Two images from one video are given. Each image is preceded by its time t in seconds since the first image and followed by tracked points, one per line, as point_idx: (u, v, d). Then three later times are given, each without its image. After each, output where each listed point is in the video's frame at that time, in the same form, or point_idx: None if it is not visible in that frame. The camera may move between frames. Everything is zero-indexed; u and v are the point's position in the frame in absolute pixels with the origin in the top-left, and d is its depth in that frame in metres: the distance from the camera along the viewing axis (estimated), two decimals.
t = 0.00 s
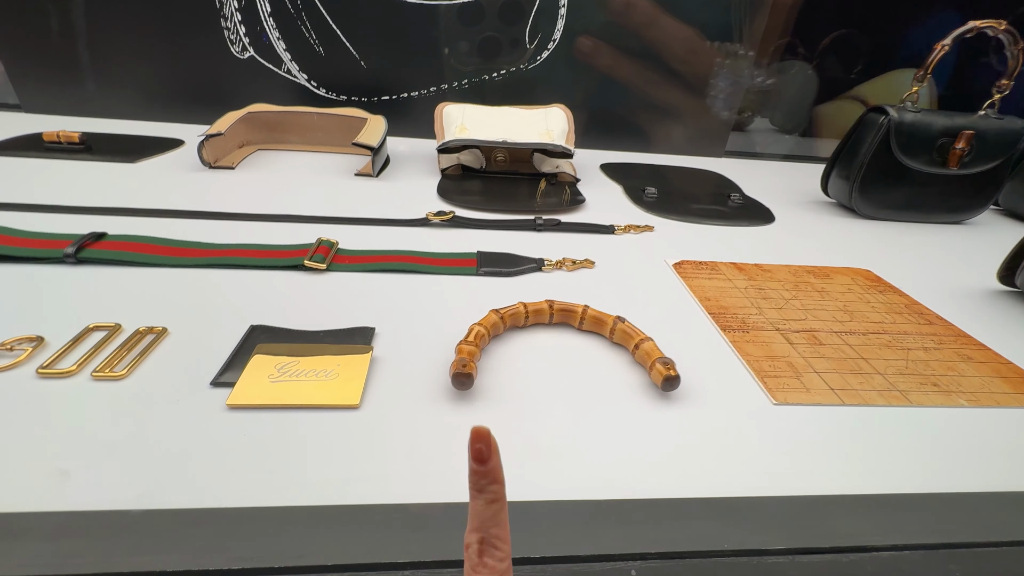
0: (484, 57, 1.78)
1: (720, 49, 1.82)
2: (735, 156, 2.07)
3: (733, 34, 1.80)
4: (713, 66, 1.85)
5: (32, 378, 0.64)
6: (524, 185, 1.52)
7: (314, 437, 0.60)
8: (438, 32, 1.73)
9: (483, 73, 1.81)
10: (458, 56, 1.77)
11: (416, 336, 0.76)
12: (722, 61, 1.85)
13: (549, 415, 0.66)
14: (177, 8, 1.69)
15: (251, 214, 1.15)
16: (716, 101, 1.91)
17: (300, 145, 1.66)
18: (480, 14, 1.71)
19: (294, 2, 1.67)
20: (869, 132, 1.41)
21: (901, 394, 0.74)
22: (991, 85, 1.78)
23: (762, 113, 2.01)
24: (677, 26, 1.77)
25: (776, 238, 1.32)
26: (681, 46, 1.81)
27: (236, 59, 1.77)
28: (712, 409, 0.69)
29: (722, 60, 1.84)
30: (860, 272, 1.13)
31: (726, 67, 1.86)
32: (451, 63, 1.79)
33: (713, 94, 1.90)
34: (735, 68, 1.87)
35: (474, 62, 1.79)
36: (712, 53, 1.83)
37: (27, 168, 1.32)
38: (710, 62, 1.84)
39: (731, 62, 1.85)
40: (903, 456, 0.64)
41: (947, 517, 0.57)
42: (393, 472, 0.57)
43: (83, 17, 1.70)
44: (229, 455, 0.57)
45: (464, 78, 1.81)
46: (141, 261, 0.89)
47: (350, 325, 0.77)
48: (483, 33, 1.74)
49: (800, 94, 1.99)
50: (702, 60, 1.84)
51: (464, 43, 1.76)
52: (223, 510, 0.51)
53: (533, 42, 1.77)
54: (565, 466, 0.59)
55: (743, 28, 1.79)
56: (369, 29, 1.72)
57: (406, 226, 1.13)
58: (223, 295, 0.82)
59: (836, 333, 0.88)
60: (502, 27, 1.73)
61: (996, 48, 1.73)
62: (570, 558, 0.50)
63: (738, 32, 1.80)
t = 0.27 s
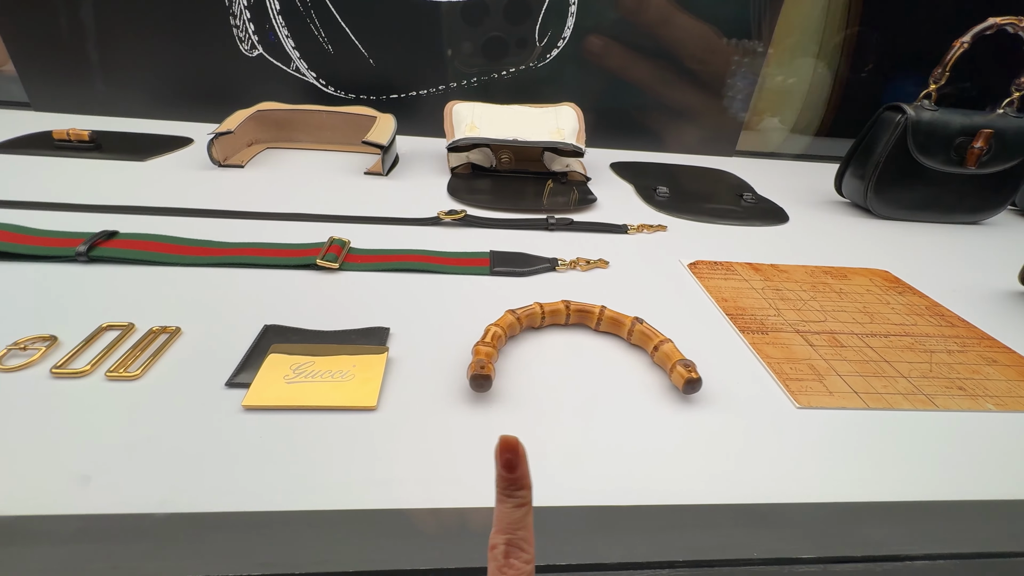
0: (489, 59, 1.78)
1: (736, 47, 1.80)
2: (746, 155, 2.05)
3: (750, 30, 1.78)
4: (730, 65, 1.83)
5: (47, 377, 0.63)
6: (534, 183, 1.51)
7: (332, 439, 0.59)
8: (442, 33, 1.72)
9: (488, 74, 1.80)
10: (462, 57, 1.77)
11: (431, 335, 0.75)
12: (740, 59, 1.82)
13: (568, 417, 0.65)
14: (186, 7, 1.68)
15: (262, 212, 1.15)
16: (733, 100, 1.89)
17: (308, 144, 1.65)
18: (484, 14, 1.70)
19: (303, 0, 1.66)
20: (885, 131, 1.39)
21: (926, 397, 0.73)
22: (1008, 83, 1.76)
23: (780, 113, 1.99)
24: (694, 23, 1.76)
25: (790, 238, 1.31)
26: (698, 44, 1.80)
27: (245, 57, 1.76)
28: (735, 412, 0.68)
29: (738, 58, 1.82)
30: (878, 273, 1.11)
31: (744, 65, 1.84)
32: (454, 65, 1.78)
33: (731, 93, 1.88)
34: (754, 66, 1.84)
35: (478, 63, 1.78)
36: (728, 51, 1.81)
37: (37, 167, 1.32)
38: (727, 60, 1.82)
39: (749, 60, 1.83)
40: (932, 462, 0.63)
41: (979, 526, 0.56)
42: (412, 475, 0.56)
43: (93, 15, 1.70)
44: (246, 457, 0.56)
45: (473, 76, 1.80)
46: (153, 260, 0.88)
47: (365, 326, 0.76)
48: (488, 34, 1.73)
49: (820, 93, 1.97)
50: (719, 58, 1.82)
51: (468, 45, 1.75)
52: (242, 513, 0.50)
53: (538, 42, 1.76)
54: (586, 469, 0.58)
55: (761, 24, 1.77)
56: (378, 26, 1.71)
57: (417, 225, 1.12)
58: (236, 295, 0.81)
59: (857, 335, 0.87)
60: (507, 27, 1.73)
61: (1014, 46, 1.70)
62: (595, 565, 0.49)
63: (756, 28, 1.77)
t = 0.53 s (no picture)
0: (496, 62, 1.77)
1: (749, 48, 1.80)
2: (758, 157, 2.03)
3: (764, 32, 1.77)
4: (744, 66, 1.83)
5: (73, 381, 0.64)
6: (547, 185, 1.50)
7: (356, 444, 0.59)
8: (448, 36, 1.73)
9: (494, 77, 1.80)
10: (467, 60, 1.77)
11: (453, 339, 0.76)
12: (753, 61, 1.82)
13: (590, 422, 0.65)
14: (201, 10, 1.69)
15: (278, 215, 1.15)
16: (746, 102, 1.89)
17: (321, 146, 1.66)
18: (490, 17, 1.70)
19: (316, 3, 1.67)
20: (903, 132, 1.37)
21: (953, 404, 0.72)
22: None
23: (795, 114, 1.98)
24: (706, 24, 1.75)
25: (807, 240, 1.29)
26: (709, 46, 1.79)
27: (258, 60, 1.77)
28: (759, 418, 0.67)
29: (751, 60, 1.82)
30: (898, 276, 1.10)
31: (758, 67, 1.84)
32: (459, 67, 1.78)
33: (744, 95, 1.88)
34: (767, 68, 1.85)
35: (484, 65, 1.78)
36: (742, 52, 1.80)
37: (56, 169, 1.33)
38: (740, 61, 1.81)
39: (762, 62, 1.83)
40: (962, 471, 0.62)
41: (1012, 537, 0.55)
42: (437, 480, 0.56)
43: (108, 19, 1.71)
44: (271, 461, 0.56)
45: (485, 78, 1.80)
46: (171, 263, 0.88)
47: (385, 329, 0.76)
48: (494, 35, 1.73)
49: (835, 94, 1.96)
50: (732, 60, 1.81)
51: (473, 47, 1.75)
52: (269, 518, 0.50)
53: (545, 44, 1.76)
54: (611, 475, 0.58)
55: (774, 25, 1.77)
56: (391, 29, 1.72)
57: (432, 228, 1.12)
58: (256, 298, 0.81)
59: (880, 340, 0.86)
60: (514, 29, 1.72)
61: None
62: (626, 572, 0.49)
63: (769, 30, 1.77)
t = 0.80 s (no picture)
0: (506, 63, 1.78)
1: (765, 52, 1.78)
2: (780, 158, 2.02)
3: (780, 35, 1.76)
4: (758, 70, 1.81)
5: (126, 382, 0.65)
6: (570, 188, 1.50)
7: (404, 446, 0.59)
8: (470, 39, 1.74)
9: (504, 78, 1.80)
10: (476, 61, 1.77)
11: (490, 342, 0.76)
12: (767, 64, 1.81)
13: (632, 427, 0.65)
14: (227, 16, 1.72)
15: (309, 218, 1.17)
16: (760, 106, 1.88)
17: (345, 149, 1.68)
18: (499, 19, 1.71)
19: (340, 8, 1.69)
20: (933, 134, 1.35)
21: (997, 410, 0.71)
22: None
23: (812, 117, 1.96)
24: (720, 27, 1.74)
25: (835, 243, 1.28)
26: (721, 49, 1.78)
27: (282, 65, 1.80)
28: (801, 423, 0.67)
29: (766, 63, 1.81)
30: (931, 280, 1.09)
31: (773, 71, 1.83)
32: (468, 68, 1.79)
33: (757, 99, 1.86)
34: (782, 72, 1.84)
35: (492, 67, 1.79)
36: (756, 56, 1.79)
37: (92, 174, 1.36)
38: (754, 65, 1.80)
39: (777, 66, 1.82)
40: (1012, 479, 0.62)
41: None
42: (487, 483, 0.56)
43: (136, 25, 1.75)
44: (324, 463, 0.57)
45: (505, 81, 1.81)
46: (210, 266, 0.90)
47: (423, 333, 0.77)
48: (504, 36, 1.74)
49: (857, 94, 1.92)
50: (746, 64, 1.80)
51: (482, 48, 1.75)
52: (326, 518, 0.51)
53: (555, 46, 1.76)
54: (656, 479, 0.58)
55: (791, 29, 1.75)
56: (413, 33, 1.73)
57: (461, 231, 1.13)
58: (295, 300, 0.82)
59: (918, 345, 0.85)
60: (524, 31, 1.73)
61: None
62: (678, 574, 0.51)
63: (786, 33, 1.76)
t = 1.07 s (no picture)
0: (514, 64, 1.77)
1: (795, 59, 1.77)
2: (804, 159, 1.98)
3: (812, 42, 1.75)
4: (787, 78, 1.80)
5: (169, 390, 0.65)
6: (594, 190, 1.49)
7: (450, 458, 0.59)
8: (491, 41, 1.73)
9: (512, 80, 1.79)
10: (485, 62, 1.76)
11: (529, 351, 0.76)
12: (797, 72, 1.79)
13: (677, 437, 0.64)
14: (251, 20, 1.73)
15: (336, 222, 1.17)
16: (788, 117, 1.86)
17: (367, 152, 1.68)
18: (508, 20, 1.70)
19: (362, 10, 1.69)
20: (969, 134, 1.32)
21: None
22: None
23: (840, 118, 1.91)
24: (750, 33, 1.72)
25: (868, 246, 1.26)
26: (749, 55, 1.76)
27: (304, 68, 1.80)
28: (851, 436, 0.66)
29: (796, 71, 1.79)
30: (972, 285, 1.06)
31: (803, 79, 1.82)
32: (476, 69, 1.78)
33: (784, 109, 1.84)
34: (812, 82, 1.82)
35: (501, 69, 1.78)
36: (785, 64, 1.77)
37: (120, 178, 1.38)
38: (782, 72, 1.79)
39: (808, 74, 1.81)
40: None
41: None
42: (535, 495, 0.56)
43: (160, 30, 1.76)
44: (370, 475, 0.56)
45: (527, 83, 1.80)
46: (244, 272, 0.90)
47: (460, 341, 0.76)
48: (514, 37, 1.72)
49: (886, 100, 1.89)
50: (774, 71, 1.79)
51: (491, 48, 1.74)
52: (375, 532, 0.51)
53: (567, 48, 1.74)
54: (705, 493, 0.57)
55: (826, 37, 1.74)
56: (434, 35, 1.73)
57: (489, 235, 1.12)
58: (330, 307, 0.82)
59: (965, 353, 0.83)
60: (535, 32, 1.72)
61: None
62: None
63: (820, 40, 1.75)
